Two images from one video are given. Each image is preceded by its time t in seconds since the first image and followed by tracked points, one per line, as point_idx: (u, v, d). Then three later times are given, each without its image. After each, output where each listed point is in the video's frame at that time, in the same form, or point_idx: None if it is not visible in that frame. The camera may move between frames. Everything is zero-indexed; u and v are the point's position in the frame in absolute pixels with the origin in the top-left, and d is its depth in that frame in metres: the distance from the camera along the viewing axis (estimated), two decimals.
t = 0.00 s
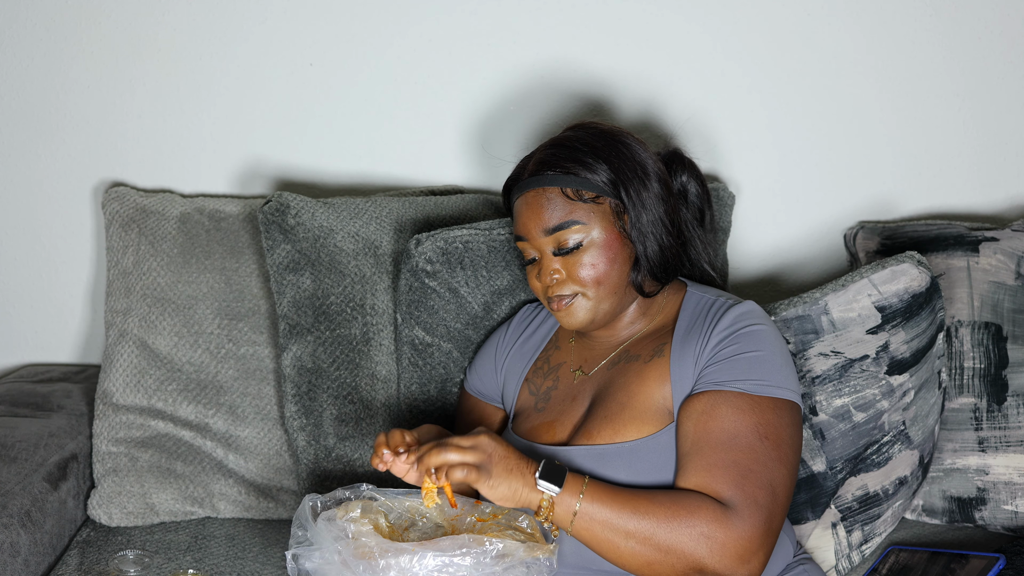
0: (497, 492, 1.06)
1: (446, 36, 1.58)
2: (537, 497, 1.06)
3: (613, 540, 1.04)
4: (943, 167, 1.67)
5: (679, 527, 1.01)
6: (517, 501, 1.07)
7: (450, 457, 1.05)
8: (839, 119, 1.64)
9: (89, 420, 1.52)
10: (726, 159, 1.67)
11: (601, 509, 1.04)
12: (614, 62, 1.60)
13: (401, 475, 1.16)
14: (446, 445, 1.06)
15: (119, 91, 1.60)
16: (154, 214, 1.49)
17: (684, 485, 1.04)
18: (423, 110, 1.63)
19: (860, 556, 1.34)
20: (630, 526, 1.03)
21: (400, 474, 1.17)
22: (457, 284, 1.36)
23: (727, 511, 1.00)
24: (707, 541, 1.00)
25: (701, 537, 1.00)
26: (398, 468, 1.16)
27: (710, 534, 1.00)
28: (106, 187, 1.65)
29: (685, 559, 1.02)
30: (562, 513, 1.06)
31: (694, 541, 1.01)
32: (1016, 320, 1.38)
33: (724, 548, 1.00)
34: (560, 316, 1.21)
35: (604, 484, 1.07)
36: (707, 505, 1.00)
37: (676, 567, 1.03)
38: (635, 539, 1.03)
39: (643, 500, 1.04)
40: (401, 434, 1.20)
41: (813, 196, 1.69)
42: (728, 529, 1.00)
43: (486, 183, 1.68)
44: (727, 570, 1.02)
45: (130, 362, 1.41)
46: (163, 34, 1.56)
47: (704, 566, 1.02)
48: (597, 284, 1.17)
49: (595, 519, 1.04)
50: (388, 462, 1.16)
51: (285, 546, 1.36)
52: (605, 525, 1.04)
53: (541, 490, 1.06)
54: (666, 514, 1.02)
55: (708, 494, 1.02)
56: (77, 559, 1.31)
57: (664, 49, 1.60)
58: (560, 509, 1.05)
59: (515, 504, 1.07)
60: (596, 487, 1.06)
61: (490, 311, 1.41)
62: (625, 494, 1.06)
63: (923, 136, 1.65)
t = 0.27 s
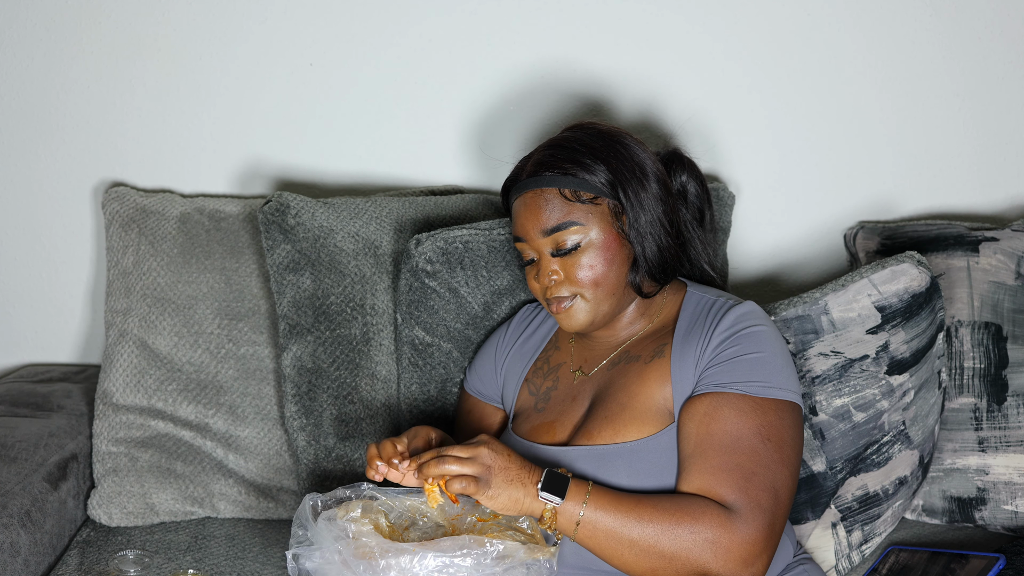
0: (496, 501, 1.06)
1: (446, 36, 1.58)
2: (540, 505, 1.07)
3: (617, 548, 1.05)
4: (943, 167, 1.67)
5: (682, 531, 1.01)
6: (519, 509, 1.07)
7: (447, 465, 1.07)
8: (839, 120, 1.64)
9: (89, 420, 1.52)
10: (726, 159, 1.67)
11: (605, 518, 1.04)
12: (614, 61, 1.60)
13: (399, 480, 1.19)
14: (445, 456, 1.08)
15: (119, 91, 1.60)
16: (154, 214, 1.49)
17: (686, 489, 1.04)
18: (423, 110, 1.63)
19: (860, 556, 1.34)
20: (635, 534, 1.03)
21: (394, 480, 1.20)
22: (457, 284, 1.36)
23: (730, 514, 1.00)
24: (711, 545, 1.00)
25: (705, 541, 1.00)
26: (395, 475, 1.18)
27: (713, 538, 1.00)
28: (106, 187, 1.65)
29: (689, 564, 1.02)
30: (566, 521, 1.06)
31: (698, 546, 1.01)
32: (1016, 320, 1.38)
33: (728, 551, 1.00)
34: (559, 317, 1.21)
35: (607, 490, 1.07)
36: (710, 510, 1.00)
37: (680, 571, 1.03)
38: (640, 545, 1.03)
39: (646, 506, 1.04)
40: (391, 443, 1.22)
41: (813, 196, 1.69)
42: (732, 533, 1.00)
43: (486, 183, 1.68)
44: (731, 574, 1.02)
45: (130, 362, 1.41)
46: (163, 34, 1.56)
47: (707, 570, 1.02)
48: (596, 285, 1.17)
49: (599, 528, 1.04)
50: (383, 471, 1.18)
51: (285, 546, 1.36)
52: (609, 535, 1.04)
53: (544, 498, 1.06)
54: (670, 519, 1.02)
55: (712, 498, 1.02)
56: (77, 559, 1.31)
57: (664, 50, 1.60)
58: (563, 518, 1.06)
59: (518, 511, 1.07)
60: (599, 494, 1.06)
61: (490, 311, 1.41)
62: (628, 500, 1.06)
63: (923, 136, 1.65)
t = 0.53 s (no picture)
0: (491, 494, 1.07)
1: (446, 36, 1.58)
2: (540, 502, 1.07)
3: (618, 546, 1.04)
4: (943, 167, 1.67)
5: (682, 530, 1.01)
6: (518, 505, 1.07)
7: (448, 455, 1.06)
8: (839, 120, 1.64)
9: (89, 420, 1.52)
10: (726, 159, 1.67)
11: (605, 515, 1.04)
12: (614, 62, 1.61)
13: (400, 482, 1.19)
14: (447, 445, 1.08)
15: (119, 91, 1.60)
16: (154, 214, 1.49)
17: (687, 488, 1.04)
18: (423, 110, 1.63)
19: (860, 556, 1.34)
20: (635, 532, 1.03)
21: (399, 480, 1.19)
22: (457, 284, 1.36)
23: (730, 513, 1.00)
24: (711, 544, 1.00)
25: (705, 540, 1.00)
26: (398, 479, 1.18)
27: (713, 537, 1.00)
28: (106, 187, 1.65)
29: (689, 563, 1.02)
30: (565, 518, 1.06)
31: (698, 544, 1.01)
32: (1016, 320, 1.38)
33: (728, 550, 1.00)
34: (560, 318, 1.21)
35: (607, 490, 1.07)
36: (710, 509, 1.00)
37: (680, 570, 1.03)
38: (640, 544, 1.03)
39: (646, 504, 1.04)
40: (394, 444, 1.20)
41: (813, 196, 1.69)
42: (732, 531, 1.00)
43: (486, 183, 1.68)
44: (731, 572, 1.02)
45: (130, 362, 1.41)
46: (163, 34, 1.56)
47: (707, 569, 1.02)
48: (595, 285, 1.17)
49: (599, 524, 1.04)
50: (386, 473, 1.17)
51: (285, 546, 1.36)
52: (609, 531, 1.04)
53: (544, 494, 1.06)
54: (670, 518, 1.02)
55: (712, 497, 1.02)
56: (77, 559, 1.31)
57: (664, 50, 1.60)
58: (563, 514, 1.05)
59: (516, 508, 1.07)
60: (599, 493, 1.06)
61: (490, 311, 1.41)
62: (629, 500, 1.06)
63: (923, 136, 1.65)
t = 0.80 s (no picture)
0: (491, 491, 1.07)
1: (446, 36, 1.58)
2: (540, 501, 1.07)
3: (617, 546, 1.04)
4: (943, 167, 1.67)
5: (681, 531, 1.01)
6: (517, 504, 1.07)
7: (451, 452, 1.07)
8: (839, 120, 1.64)
9: (89, 420, 1.52)
10: (726, 159, 1.67)
11: (605, 515, 1.04)
12: (614, 62, 1.60)
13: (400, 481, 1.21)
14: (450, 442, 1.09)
15: (119, 91, 1.60)
16: (154, 214, 1.49)
17: (686, 489, 1.04)
18: (423, 110, 1.63)
19: (860, 556, 1.34)
20: (634, 533, 1.03)
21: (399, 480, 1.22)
22: (457, 284, 1.36)
23: (729, 514, 1.00)
24: (710, 545, 1.00)
25: (704, 541, 1.00)
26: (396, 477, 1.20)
27: (712, 537, 1.00)
28: (106, 187, 1.65)
29: (688, 563, 1.02)
30: (565, 518, 1.05)
31: (697, 545, 1.01)
32: (1016, 320, 1.38)
33: (727, 551, 1.00)
34: (559, 321, 1.21)
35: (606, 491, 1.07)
36: (709, 509, 1.00)
37: (679, 570, 1.03)
38: (639, 544, 1.03)
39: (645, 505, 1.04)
40: (391, 446, 1.21)
41: (813, 196, 1.69)
42: (731, 533, 1.00)
43: (486, 183, 1.68)
44: (730, 573, 1.02)
45: (130, 362, 1.41)
46: (163, 34, 1.56)
47: (706, 569, 1.02)
48: (595, 288, 1.17)
49: (598, 525, 1.04)
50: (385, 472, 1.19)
51: (285, 546, 1.36)
52: (609, 531, 1.04)
53: (544, 493, 1.06)
54: (669, 518, 1.02)
55: (711, 497, 1.02)
56: (77, 559, 1.31)
57: (664, 49, 1.60)
58: (563, 513, 1.05)
59: (516, 508, 1.07)
60: (598, 493, 1.06)
61: (490, 311, 1.41)
62: (628, 501, 1.06)
63: (923, 136, 1.65)
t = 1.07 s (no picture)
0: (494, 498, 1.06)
1: (446, 36, 1.58)
2: (539, 504, 1.06)
3: (616, 547, 1.04)
4: (943, 167, 1.67)
5: (680, 532, 1.01)
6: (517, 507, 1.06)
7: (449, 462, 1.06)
8: (839, 120, 1.64)
9: (89, 421, 1.52)
10: (726, 159, 1.67)
11: (604, 518, 1.04)
12: (614, 62, 1.61)
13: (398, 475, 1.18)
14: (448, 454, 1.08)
15: (119, 91, 1.60)
16: (154, 214, 1.49)
17: (686, 490, 1.04)
18: (423, 110, 1.63)
19: (860, 556, 1.34)
20: (633, 534, 1.03)
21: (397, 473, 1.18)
22: (456, 284, 1.36)
23: (729, 515, 1.00)
24: (709, 546, 1.00)
25: (704, 542, 1.00)
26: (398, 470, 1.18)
27: (712, 538, 1.00)
28: (106, 187, 1.65)
29: (686, 564, 1.02)
30: (564, 520, 1.06)
31: (696, 546, 1.01)
32: (1016, 320, 1.38)
33: (725, 552, 1.00)
34: (560, 321, 1.21)
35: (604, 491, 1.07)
36: (709, 510, 1.00)
37: (678, 571, 1.03)
38: (638, 545, 1.03)
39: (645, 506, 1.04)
40: (399, 434, 1.20)
41: (813, 196, 1.69)
42: (731, 534, 1.00)
43: (486, 183, 1.68)
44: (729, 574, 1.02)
45: (131, 362, 1.41)
46: (163, 35, 1.56)
47: (705, 570, 1.02)
48: (595, 288, 1.17)
49: (597, 526, 1.04)
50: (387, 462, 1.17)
51: (285, 546, 1.36)
52: (608, 533, 1.04)
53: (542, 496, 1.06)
54: (668, 519, 1.02)
55: (710, 498, 1.02)
56: (77, 559, 1.31)
57: (663, 49, 1.60)
58: (561, 516, 1.05)
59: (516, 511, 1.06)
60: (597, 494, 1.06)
61: (490, 311, 1.41)
62: (627, 502, 1.06)
63: (923, 136, 1.65)
